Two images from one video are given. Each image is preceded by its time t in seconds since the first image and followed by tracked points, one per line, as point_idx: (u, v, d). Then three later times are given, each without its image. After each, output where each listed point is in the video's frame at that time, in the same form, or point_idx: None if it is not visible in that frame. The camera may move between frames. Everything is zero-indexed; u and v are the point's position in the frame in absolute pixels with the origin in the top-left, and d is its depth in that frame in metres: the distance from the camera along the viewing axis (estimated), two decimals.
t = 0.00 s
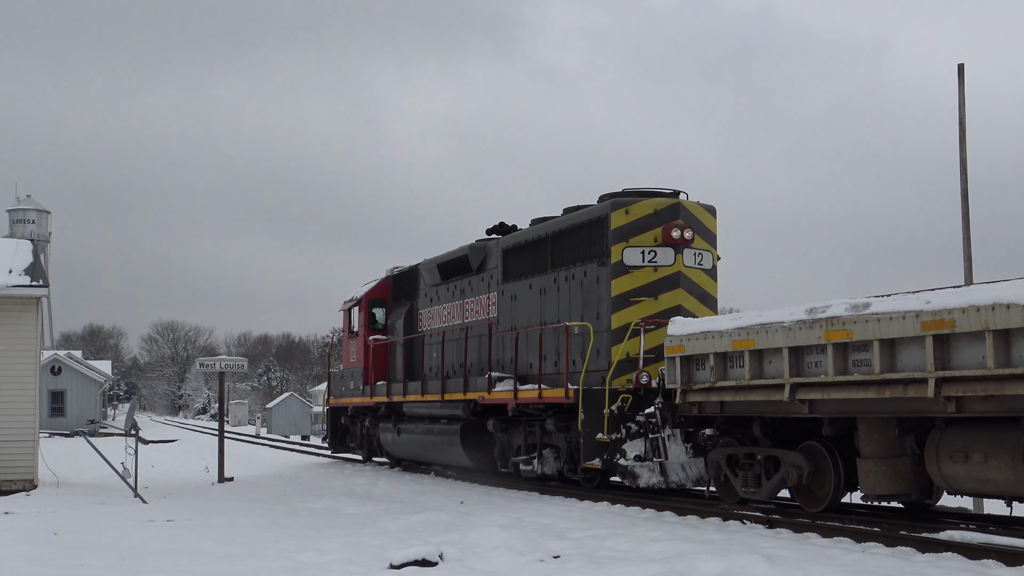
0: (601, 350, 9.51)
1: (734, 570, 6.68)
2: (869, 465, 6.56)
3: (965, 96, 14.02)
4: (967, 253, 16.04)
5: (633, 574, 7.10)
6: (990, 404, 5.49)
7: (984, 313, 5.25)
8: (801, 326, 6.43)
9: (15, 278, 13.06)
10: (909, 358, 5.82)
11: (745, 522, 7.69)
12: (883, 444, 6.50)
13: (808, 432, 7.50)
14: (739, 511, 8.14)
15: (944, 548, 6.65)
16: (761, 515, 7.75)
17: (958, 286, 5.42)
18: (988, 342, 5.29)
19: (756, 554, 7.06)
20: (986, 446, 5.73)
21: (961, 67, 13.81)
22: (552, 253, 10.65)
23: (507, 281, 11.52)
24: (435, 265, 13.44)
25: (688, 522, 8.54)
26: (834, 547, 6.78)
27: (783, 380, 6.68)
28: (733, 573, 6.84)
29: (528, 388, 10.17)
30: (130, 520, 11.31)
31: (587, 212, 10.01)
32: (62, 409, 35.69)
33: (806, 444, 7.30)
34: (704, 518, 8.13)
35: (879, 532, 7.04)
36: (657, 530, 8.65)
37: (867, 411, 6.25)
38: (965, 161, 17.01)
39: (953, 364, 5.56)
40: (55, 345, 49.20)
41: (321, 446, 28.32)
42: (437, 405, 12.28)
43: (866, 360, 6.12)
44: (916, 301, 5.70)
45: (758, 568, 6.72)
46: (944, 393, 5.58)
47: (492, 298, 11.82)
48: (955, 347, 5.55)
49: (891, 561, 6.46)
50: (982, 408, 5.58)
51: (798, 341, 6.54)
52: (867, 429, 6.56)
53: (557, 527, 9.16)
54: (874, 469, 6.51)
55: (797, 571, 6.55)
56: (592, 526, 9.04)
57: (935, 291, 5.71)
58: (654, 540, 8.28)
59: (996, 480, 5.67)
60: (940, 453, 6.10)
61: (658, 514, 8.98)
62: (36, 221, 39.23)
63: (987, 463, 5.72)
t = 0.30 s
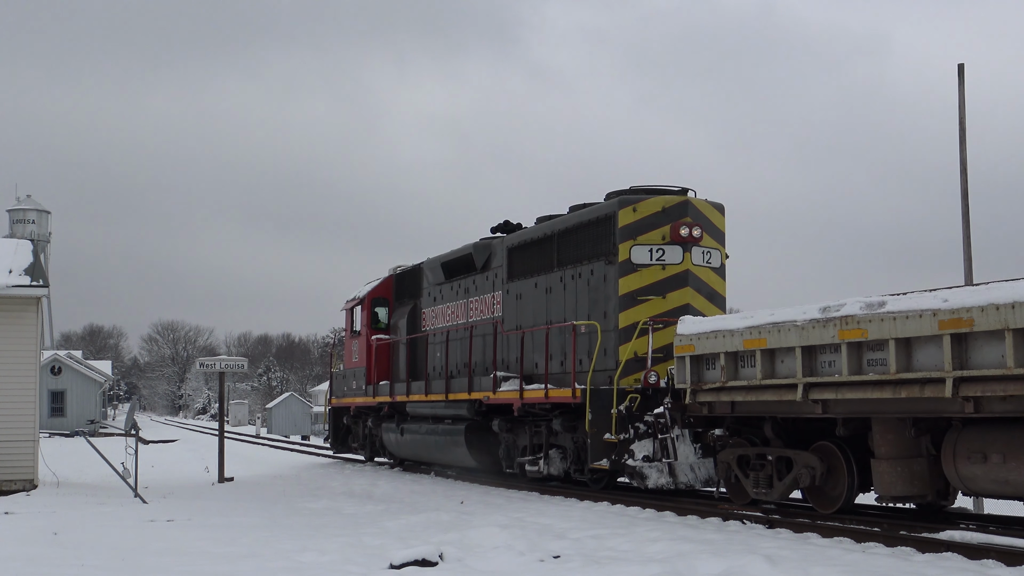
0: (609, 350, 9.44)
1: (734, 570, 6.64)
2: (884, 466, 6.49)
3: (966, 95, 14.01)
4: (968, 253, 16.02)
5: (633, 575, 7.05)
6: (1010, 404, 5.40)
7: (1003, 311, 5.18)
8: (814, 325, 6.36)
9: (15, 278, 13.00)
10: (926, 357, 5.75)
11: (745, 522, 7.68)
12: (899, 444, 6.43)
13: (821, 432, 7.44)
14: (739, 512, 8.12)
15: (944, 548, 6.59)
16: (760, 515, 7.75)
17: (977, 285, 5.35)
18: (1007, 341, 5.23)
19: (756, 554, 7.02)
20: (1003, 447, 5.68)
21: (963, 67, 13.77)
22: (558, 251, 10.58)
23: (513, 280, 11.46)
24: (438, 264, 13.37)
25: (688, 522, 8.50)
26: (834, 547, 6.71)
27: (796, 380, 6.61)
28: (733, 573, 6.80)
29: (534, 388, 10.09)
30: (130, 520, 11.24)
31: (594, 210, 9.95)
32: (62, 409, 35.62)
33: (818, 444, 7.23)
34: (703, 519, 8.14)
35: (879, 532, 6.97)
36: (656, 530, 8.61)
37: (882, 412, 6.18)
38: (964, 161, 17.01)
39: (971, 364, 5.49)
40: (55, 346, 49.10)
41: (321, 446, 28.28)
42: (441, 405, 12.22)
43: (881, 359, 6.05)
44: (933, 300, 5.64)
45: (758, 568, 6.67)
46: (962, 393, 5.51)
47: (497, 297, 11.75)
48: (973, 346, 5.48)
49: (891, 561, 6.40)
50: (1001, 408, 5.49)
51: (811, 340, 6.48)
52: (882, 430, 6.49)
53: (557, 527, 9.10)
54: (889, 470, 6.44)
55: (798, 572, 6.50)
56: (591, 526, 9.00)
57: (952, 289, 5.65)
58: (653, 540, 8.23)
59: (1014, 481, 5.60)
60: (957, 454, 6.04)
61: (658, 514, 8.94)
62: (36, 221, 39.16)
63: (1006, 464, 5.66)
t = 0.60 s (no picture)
0: (616, 349, 9.38)
1: (734, 570, 6.59)
2: (898, 467, 6.43)
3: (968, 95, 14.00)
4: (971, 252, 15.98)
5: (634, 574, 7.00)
6: None
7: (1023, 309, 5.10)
8: (828, 323, 6.28)
9: (15, 278, 12.94)
10: (943, 356, 5.68)
11: (745, 522, 7.72)
12: (913, 445, 6.37)
13: (834, 432, 7.35)
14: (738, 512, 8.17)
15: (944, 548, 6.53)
16: (761, 515, 7.83)
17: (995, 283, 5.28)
18: None
19: (756, 554, 6.98)
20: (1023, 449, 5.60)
21: (964, 67, 13.75)
22: (564, 250, 10.52)
23: (518, 279, 11.40)
24: (442, 263, 13.31)
25: (688, 522, 8.46)
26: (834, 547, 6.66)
27: (809, 380, 6.54)
28: (733, 573, 6.76)
29: (540, 388, 10.02)
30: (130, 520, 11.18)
31: (600, 208, 9.88)
32: (62, 409, 35.57)
33: (832, 444, 7.17)
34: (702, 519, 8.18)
35: (879, 532, 6.89)
36: (656, 530, 8.56)
37: (897, 412, 6.10)
38: (964, 162, 17.02)
39: (990, 363, 5.41)
40: (55, 346, 49.00)
41: (321, 446, 28.23)
42: (445, 405, 12.15)
43: (896, 359, 5.98)
44: (951, 298, 5.59)
45: (759, 568, 6.63)
46: (980, 393, 5.43)
47: (502, 296, 11.69)
48: (992, 345, 5.41)
49: (891, 561, 6.35)
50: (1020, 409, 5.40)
51: (824, 340, 6.41)
52: (897, 430, 6.43)
53: (557, 527, 9.05)
54: (904, 471, 6.37)
55: (798, 571, 6.45)
56: (591, 526, 8.95)
57: (971, 287, 5.59)
58: (653, 540, 8.19)
59: None
60: (974, 455, 5.99)
61: (658, 514, 8.89)
62: (36, 221, 39.09)
63: None
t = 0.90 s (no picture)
0: (624, 348, 9.32)
1: (735, 570, 6.54)
2: (914, 468, 6.36)
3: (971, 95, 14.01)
4: (973, 253, 15.94)
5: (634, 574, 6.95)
6: None
7: None
8: (842, 321, 6.21)
9: (15, 278, 12.87)
10: (960, 355, 5.62)
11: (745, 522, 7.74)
12: (929, 445, 6.30)
13: (846, 432, 7.31)
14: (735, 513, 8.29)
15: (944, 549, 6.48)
16: (762, 517, 7.83)
17: (1014, 279, 5.21)
18: None
19: (756, 555, 6.94)
20: None
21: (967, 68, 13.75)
22: (570, 248, 10.46)
23: (523, 278, 11.34)
24: (445, 262, 13.25)
25: (688, 522, 8.43)
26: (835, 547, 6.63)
27: (822, 379, 6.47)
28: (734, 573, 6.72)
29: (546, 388, 9.95)
30: (130, 520, 11.11)
31: (607, 205, 9.83)
32: (62, 409, 35.52)
33: (844, 445, 7.12)
34: (704, 519, 8.29)
35: (880, 532, 6.83)
36: (656, 530, 8.51)
37: (912, 412, 6.03)
38: (965, 163, 17.04)
39: (1008, 361, 5.34)
40: (55, 346, 48.89)
41: (321, 446, 28.17)
42: (448, 405, 12.09)
43: (912, 357, 5.90)
44: (969, 295, 5.52)
45: (758, 568, 6.59)
46: (998, 392, 5.36)
47: (507, 295, 11.64)
48: (1010, 343, 5.34)
49: (891, 561, 6.31)
50: None
51: (838, 338, 6.34)
52: (912, 430, 6.36)
53: (557, 527, 8.99)
54: (919, 472, 6.31)
55: (797, 572, 6.42)
56: (591, 526, 8.89)
57: (989, 284, 5.52)
58: (653, 540, 8.14)
59: None
60: (992, 455, 5.91)
61: (658, 514, 8.85)
62: (36, 221, 39.03)
63: None
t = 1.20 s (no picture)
0: (631, 347, 9.27)
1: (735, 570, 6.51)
2: (927, 469, 6.33)
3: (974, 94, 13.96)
4: (973, 253, 15.94)
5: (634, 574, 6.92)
6: None
7: None
8: (855, 320, 6.15)
9: (15, 278, 12.82)
10: (976, 354, 5.55)
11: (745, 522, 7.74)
12: (944, 444, 6.25)
13: (857, 432, 7.25)
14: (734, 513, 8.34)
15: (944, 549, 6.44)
16: (761, 516, 7.82)
17: None
18: None
19: (756, 555, 6.92)
20: None
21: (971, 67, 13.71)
22: (576, 246, 10.41)
23: (528, 276, 11.29)
24: (449, 261, 13.20)
25: (688, 522, 8.41)
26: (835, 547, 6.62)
27: (835, 378, 6.41)
28: (734, 572, 6.69)
29: (552, 388, 9.89)
30: (130, 520, 11.06)
31: (614, 203, 9.77)
32: (62, 409, 35.47)
33: (855, 445, 7.05)
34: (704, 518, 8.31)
35: (879, 532, 6.80)
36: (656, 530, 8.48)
37: (927, 412, 5.99)
38: (965, 163, 17.00)
39: None
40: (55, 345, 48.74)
41: (321, 446, 28.11)
42: (453, 405, 12.04)
43: (927, 357, 5.84)
44: (985, 294, 5.44)
45: (758, 568, 6.57)
46: (1016, 392, 5.29)
47: (512, 294, 11.59)
48: None
49: (891, 561, 6.28)
50: None
51: (851, 337, 6.27)
52: (926, 430, 6.31)
53: (557, 527, 8.95)
54: (935, 473, 6.27)
55: (797, 571, 6.39)
56: (591, 525, 8.85)
57: (1005, 283, 5.44)
58: (654, 539, 8.11)
59: None
60: (1008, 455, 5.86)
61: (658, 514, 8.81)
62: (36, 221, 38.98)
63: None
